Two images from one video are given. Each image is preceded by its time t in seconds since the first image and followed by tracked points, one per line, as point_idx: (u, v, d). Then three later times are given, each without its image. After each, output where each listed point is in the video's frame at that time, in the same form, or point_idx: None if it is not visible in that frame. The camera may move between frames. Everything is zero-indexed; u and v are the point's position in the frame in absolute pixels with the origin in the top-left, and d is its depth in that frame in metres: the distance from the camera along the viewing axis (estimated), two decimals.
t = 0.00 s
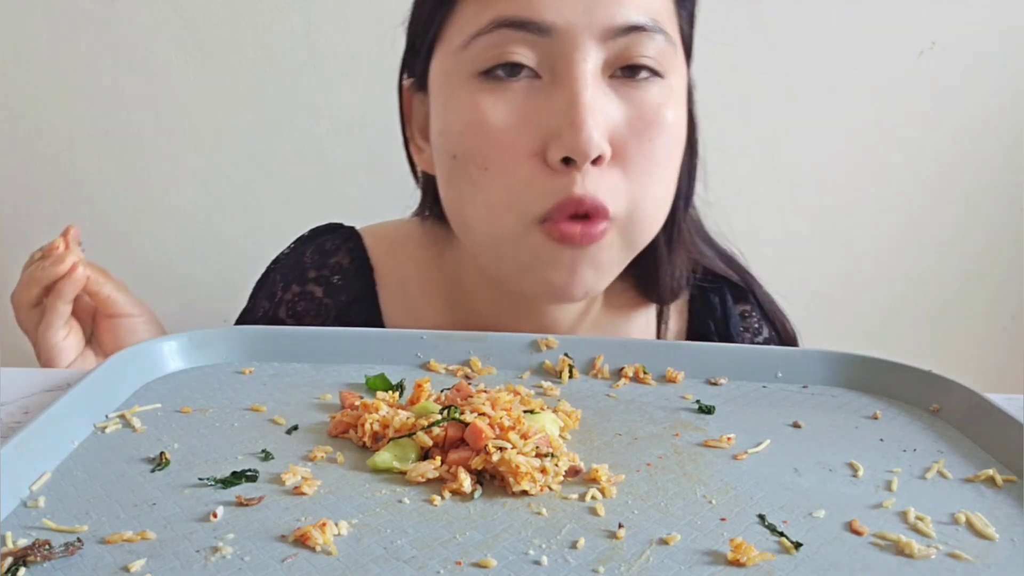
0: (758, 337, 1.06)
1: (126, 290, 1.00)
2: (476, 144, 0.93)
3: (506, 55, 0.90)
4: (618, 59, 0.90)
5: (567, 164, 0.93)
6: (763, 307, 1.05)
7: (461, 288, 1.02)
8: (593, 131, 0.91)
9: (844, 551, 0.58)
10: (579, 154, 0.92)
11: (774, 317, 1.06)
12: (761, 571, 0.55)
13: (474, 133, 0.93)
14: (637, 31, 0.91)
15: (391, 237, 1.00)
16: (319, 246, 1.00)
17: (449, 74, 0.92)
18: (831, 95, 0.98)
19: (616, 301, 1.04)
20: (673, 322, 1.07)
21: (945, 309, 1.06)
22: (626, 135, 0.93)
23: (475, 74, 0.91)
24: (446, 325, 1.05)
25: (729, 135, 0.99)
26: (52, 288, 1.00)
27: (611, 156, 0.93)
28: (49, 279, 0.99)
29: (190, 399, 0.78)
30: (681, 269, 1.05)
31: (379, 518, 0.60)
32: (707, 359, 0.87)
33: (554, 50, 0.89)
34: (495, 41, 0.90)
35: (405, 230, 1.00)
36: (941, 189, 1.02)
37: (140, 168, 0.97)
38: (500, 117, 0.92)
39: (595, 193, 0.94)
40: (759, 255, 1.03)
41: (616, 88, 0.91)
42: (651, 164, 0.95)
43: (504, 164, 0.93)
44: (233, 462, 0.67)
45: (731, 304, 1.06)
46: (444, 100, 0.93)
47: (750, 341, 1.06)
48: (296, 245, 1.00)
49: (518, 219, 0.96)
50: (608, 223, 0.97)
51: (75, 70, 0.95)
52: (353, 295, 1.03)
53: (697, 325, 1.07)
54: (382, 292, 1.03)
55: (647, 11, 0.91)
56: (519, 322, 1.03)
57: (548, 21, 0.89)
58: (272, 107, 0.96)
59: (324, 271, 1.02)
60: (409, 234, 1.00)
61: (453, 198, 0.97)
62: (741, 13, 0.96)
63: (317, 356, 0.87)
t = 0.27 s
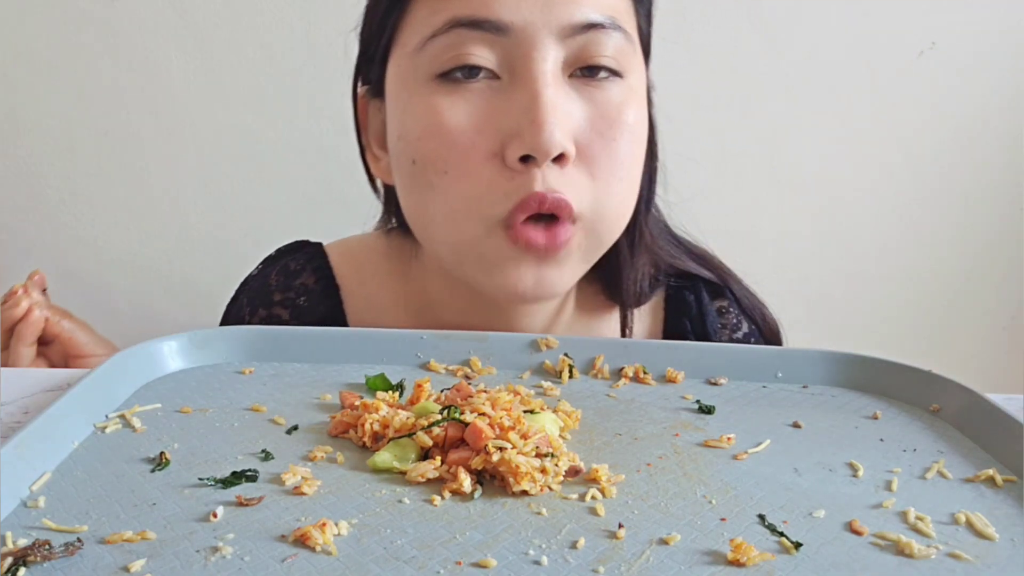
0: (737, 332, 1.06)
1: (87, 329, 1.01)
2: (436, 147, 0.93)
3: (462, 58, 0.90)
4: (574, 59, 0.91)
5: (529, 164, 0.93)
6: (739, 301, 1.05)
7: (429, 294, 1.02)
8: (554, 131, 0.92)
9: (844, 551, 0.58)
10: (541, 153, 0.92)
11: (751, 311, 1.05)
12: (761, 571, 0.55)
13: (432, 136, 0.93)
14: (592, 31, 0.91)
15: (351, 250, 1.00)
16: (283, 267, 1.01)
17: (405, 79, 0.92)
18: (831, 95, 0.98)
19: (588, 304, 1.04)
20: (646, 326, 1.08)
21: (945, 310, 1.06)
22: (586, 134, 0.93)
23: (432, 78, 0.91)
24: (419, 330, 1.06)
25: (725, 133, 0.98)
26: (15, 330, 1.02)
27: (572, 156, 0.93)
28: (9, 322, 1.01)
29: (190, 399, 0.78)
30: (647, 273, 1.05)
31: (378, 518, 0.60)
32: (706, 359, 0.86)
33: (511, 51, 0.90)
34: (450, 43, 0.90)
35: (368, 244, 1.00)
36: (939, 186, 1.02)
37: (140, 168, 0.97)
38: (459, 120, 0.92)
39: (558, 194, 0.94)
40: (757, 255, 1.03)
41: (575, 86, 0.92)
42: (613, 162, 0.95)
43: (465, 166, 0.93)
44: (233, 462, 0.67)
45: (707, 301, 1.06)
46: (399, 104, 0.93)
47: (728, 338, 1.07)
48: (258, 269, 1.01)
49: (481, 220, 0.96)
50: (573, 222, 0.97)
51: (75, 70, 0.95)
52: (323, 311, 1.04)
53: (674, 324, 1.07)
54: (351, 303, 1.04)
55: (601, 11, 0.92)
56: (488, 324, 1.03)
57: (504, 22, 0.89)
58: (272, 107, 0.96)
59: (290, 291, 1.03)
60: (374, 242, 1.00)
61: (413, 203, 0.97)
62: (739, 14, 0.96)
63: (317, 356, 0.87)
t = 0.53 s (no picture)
0: (739, 337, 1.06)
1: (108, 331, 1.01)
2: (401, 180, 0.90)
3: (408, 88, 0.85)
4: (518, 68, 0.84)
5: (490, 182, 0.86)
6: (741, 305, 1.05)
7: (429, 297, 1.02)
8: (511, 147, 0.84)
9: (844, 551, 0.58)
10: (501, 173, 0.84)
11: (754, 313, 1.05)
12: (761, 571, 0.55)
13: (395, 170, 0.90)
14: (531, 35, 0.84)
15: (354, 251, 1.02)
16: (288, 267, 1.02)
17: (361, 117, 0.90)
18: (831, 95, 0.98)
19: (588, 293, 1.06)
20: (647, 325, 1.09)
21: (945, 310, 1.06)
22: (548, 141, 0.86)
23: (385, 112, 0.88)
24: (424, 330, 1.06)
25: (724, 134, 0.99)
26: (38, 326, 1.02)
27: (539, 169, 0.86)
28: (33, 319, 1.01)
29: (190, 399, 0.78)
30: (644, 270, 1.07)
31: (379, 517, 0.60)
32: (706, 360, 0.87)
33: (450, 74, 0.84)
34: (391, 76, 0.86)
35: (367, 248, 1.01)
36: (937, 187, 1.02)
37: (140, 168, 0.97)
38: (416, 151, 0.88)
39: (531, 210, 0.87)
40: (757, 257, 1.03)
41: (524, 92, 0.85)
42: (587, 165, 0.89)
43: (431, 195, 0.89)
44: (233, 462, 0.67)
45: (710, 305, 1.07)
46: (361, 141, 0.91)
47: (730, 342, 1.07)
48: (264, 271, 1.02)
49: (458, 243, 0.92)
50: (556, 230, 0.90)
51: (74, 70, 0.95)
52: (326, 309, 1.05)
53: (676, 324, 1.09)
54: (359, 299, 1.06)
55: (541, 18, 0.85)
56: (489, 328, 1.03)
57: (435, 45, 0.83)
58: (272, 107, 0.96)
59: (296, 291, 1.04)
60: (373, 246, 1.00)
61: (395, 235, 0.96)
62: (738, 14, 0.96)
63: (316, 356, 0.87)
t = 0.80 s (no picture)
0: (739, 333, 1.07)
1: (110, 322, 1.01)
2: (416, 176, 0.89)
3: (429, 83, 0.85)
4: (544, 70, 0.84)
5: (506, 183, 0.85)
6: (741, 302, 1.05)
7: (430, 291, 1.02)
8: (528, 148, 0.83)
9: (844, 551, 0.58)
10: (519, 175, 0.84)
11: (753, 310, 1.05)
12: (761, 571, 0.55)
13: (411, 166, 0.89)
14: (558, 39, 0.84)
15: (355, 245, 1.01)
16: (294, 261, 1.02)
17: (379, 110, 0.89)
18: (830, 95, 0.98)
19: (592, 289, 1.04)
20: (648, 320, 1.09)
21: (944, 310, 1.06)
22: (565, 145, 0.85)
23: (404, 106, 0.87)
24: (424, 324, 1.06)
25: (725, 135, 0.99)
26: (39, 320, 1.00)
27: (556, 173, 0.86)
28: (32, 313, 1.00)
29: (190, 399, 0.78)
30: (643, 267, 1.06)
31: (379, 517, 0.60)
32: (707, 360, 0.87)
33: (474, 72, 0.83)
34: (415, 72, 0.85)
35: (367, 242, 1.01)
36: (936, 188, 1.02)
37: (140, 169, 0.97)
38: (432, 148, 0.87)
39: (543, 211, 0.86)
40: (757, 257, 1.03)
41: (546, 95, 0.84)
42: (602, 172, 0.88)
43: (445, 193, 0.89)
44: (233, 462, 0.67)
45: (709, 301, 1.07)
46: (377, 134, 0.91)
47: (730, 338, 1.07)
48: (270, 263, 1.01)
49: (469, 242, 0.91)
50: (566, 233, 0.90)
51: (74, 70, 0.95)
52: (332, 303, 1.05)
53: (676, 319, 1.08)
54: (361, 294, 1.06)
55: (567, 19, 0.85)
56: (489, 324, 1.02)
57: (462, 42, 0.83)
58: (272, 108, 0.96)
59: (302, 285, 1.03)
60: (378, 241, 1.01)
61: (408, 230, 0.95)
62: (738, 15, 0.96)
63: (316, 356, 0.88)
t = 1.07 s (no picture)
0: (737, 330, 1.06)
1: (111, 318, 1.00)
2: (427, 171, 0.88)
3: (445, 77, 0.83)
4: (563, 71, 0.83)
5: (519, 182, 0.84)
6: (739, 298, 1.04)
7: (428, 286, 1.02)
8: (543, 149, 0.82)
9: (844, 551, 0.58)
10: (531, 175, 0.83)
11: (751, 307, 1.05)
12: (761, 571, 0.55)
13: (423, 160, 0.88)
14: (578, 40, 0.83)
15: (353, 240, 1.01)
16: (296, 255, 1.02)
17: (392, 100, 0.88)
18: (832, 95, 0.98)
19: (592, 286, 1.03)
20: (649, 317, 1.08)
21: (944, 309, 1.06)
22: (578, 147, 0.85)
23: (418, 99, 0.86)
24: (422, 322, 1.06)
25: (725, 136, 0.99)
26: (37, 320, 0.97)
27: (565, 175, 0.85)
28: (31, 313, 0.97)
29: (190, 399, 0.78)
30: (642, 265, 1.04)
31: (379, 517, 0.60)
32: (706, 359, 0.87)
33: (493, 68, 0.82)
34: (432, 65, 0.83)
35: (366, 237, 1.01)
36: (936, 188, 1.02)
37: (140, 169, 0.98)
38: (446, 143, 0.85)
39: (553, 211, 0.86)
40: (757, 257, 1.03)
41: (561, 96, 0.84)
42: (611, 177, 0.87)
43: (452, 190, 0.87)
44: (233, 462, 0.67)
45: (706, 297, 1.06)
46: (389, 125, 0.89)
47: (728, 336, 1.06)
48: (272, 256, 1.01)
49: (476, 241, 0.90)
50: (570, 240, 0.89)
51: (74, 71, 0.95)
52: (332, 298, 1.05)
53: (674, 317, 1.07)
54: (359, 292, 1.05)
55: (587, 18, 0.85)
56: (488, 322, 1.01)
57: (483, 38, 0.81)
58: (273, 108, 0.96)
59: (302, 280, 1.03)
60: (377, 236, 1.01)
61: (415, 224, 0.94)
62: (739, 16, 0.96)
63: (316, 356, 0.87)
